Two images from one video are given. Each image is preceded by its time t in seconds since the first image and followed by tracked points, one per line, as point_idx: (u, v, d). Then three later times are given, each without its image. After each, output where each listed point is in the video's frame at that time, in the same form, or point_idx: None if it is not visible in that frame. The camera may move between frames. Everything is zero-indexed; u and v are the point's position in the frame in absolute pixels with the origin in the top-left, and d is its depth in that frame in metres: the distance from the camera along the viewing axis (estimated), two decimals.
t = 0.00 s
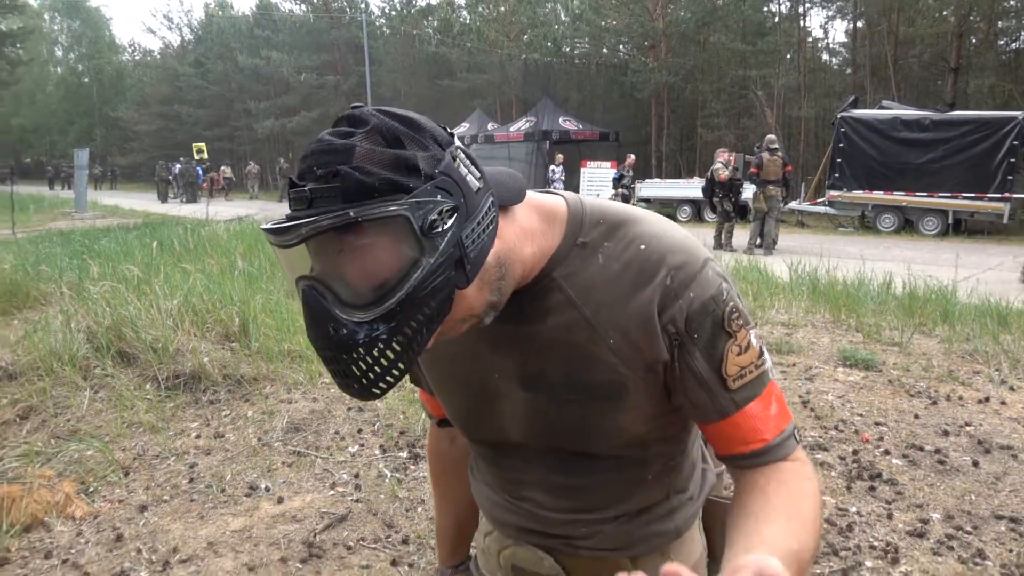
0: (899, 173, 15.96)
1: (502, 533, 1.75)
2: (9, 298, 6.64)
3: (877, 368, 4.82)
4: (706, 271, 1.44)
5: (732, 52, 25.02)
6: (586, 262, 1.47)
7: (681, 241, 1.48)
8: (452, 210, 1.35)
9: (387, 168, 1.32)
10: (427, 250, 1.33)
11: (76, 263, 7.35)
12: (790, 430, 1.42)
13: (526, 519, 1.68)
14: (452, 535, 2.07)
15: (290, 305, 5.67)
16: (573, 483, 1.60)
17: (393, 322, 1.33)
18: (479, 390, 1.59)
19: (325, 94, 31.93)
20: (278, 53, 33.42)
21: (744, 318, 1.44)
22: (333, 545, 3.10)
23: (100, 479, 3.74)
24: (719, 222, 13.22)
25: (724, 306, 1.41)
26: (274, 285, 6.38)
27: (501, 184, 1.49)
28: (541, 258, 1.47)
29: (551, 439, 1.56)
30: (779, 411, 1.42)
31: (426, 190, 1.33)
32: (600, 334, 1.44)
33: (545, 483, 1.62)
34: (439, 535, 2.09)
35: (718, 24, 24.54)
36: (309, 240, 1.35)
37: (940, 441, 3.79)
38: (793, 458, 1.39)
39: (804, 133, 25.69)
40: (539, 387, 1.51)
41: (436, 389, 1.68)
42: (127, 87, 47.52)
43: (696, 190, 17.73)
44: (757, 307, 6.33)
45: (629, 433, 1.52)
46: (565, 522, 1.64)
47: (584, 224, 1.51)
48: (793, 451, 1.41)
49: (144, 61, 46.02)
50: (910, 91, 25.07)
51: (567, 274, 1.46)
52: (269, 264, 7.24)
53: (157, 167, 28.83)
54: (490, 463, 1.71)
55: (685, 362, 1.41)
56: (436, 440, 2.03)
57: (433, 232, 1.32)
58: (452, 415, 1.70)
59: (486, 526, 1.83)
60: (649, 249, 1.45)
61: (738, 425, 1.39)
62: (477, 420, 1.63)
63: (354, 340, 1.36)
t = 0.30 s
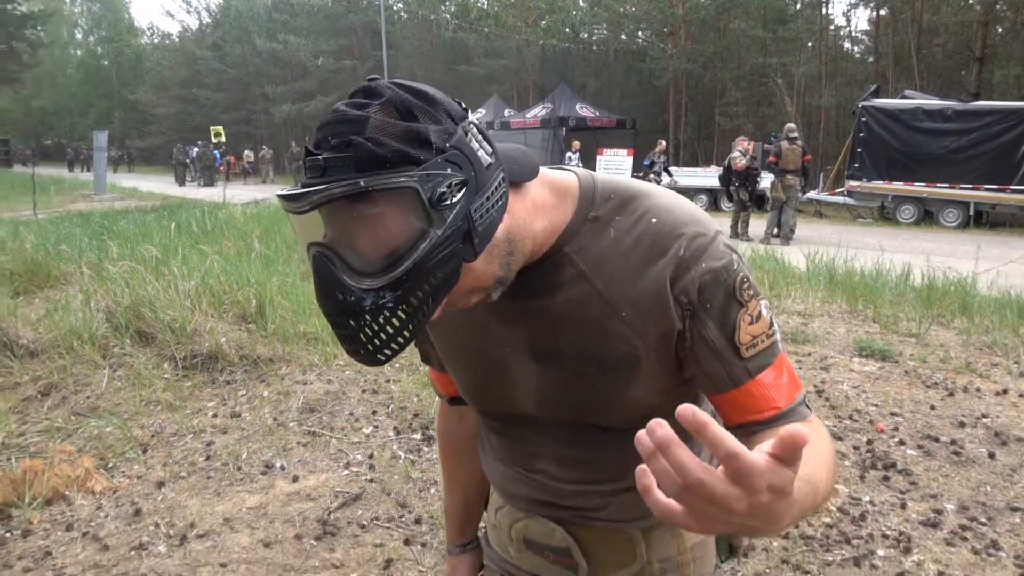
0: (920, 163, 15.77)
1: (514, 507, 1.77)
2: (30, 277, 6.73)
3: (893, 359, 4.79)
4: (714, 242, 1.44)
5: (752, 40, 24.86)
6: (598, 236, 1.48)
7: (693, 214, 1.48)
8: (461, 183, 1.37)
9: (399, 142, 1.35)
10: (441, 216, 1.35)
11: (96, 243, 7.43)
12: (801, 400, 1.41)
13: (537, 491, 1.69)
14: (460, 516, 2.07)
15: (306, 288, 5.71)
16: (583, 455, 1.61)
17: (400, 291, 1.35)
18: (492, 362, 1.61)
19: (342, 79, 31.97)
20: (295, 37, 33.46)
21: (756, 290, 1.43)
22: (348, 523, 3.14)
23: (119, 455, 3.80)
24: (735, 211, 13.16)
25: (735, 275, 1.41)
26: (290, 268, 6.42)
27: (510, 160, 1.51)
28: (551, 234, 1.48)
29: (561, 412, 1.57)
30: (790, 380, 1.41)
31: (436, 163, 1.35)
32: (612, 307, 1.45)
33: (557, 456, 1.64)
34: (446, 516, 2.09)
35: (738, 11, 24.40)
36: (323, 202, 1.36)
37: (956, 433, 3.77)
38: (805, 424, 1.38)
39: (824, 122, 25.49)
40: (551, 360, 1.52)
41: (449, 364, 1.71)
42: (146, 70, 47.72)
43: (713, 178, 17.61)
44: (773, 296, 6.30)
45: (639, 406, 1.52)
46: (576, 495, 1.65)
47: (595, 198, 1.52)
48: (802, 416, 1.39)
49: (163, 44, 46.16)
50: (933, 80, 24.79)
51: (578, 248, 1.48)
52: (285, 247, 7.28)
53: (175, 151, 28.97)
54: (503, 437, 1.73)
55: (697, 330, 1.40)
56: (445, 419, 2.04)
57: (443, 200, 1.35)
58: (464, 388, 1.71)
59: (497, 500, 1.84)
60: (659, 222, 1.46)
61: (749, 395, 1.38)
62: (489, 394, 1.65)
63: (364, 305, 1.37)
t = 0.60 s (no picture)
0: (932, 148, 15.62)
1: (516, 483, 1.68)
2: (43, 266, 6.77)
3: (904, 344, 4.78)
4: (733, 211, 1.42)
5: (762, 24, 24.70)
6: (619, 200, 1.44)
7: (712, 184, 1.45)
8: (519, 81, 1.37)
9: (464, 32, 1.37)
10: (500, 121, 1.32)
11: (107, 232, 7.47)
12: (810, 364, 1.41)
13: (543, 463, 1.62)
14: (467, 489, 2.01)
15: (315, 276, 5.75)
16: (595, 426, 1.54)
17: (452, 167, 1.29)
18: (505, 327, 1.56)
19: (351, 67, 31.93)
20: (303, 24, 33.42)
21: (772, 262, 1.43)
22: (359, 507, 3.16)
23: (133, 441, 3.84)
24: (744, 197, 13.09)
25: (755, 244, 1.40)
26: (299, 256, 6.45)
27: (555, 111, 1.51)
28: (576, 190, 1.44)
29: (571, 378, 1.52)
30: (801, 349, 1.40)
31: (498, 55, 1.36)
32: (632, 270, 1.41)
33: (564, 425, 1.57)
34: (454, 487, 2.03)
35: None
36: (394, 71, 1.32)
37: (967, 417, 3.76)
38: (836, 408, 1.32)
39: (834, 107, 25.34)
40: (566, 323, 1.48)
41: (463, 327, 1.65)
42: (155, 59, 47.80)
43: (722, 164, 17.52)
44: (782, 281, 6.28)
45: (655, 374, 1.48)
46: (581, 468, 1.57)
47: (618, 162, 1.47)
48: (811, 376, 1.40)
49: (171, 33, 46.22)
50: (945, 63, 24.59)
51: (600, 211, 1.44)
52: (295, 236, 7.31)
53: (184, 140, 29.02)
54: (510, 406, 1.66)
55: (717, 296, 1.38)
56: (452, 394, 1.96)
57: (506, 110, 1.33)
58: (475, 357, 1.66)
59: (499, 477, 1.75)
60: (682, 189, 1.43)
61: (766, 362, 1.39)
62: (502, 358, 1.60)
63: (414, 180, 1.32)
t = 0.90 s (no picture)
0: (940, 142, 15.56)
1: (509, 488, 1.55)
2: (51, 263, 6.81)
3: (910, 341, 4.76)
4: (753, 224, 1.36)
5: (769, 19, 24.62)
6: (641, 189, 1.36)
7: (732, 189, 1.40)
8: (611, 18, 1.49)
9: None
10: None
11: (115, 230, 7.51)
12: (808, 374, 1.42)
13: (538, 465, 1.48)
14: (462, 489, 1.89)
15: (321, 273, 5.78)
16: (599, 426, 1.42)
17: None
18: (509, 309, 1.45)
19: (357, 64, 31.96)
20: (310, 22, 33.46)
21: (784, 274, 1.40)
22: (364, 504, 3.18)
23: (140, 438, 3.86)
24: (751, 193, 13.06)
25: (770, 254, 1.37)
26: (305, 254, 6.47)
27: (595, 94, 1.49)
28: (604, 164, 1.39)
29: (576, 369, 1.40)
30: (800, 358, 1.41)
31: None
32: (649, 259, 1.33)
33: (562, 421, 1.45)
34: (448, 488, 1.91)
35: None
36: None
37: (973, 414, 3.75)
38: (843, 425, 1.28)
39: (842, 102, 25.22)
40: (575, 309, 1.38)
41: (463, 311, 1.54)
42: (162, 58, 47.93)
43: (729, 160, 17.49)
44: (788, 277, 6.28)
45: (666, 374, 1.38)
46: (579, 469, 1.44)
47: (642, 156, 1.40)
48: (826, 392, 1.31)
49: (178, 31, 46.44)
50: (953, 57, 24.44)
51: (621, 198, 1.36)
52: (301, 233, 7.32)
53: (191, 138, 29.08)
54: (506, 400, 1.54)
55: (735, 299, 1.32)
56: (449, 390, 1.83)
57: None
58: (475, 348, 1.55)
59: (493, 484, 1.61)
60: (705, 187, 1.35)
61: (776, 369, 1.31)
62: (502, 346, 1.48)
63: None
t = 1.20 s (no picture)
0: (939, 154, 15.60)
1: (500, 505, 1.54)
2: (50, 266, 6.81)
3: (907, 353, 4.77)
4: (768, 249, 1.38)
5: (770, 29, 24.68)
6: (656, 204, 1.38)
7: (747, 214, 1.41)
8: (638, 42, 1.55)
9: None
10: (635, 8, 1.41)
11: (114, 233, 7.53)
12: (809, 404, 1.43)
13: (533, 477, 1.48)
14: (449, 512, 1.87)
15: (319, 279, 5.79)
16: (596, 440, 1.42)
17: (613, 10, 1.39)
18: (516, 317, 1.45)
19: (358, 69, 31.98)
20: (312, 27, 33.53)
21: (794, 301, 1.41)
22: (359, 513, 3.17)
23: (136, 444, 3.86)
24: (750, 203, 13.09)
25: (783, 278, 1.38)
26: (304, 259, 6.48)
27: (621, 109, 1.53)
28: (624, 176, 1.41)
29: (580, 381, 1.40)
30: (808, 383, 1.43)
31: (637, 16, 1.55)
32: (661, 272, 1.34)
33: (561, 434, 1.44)
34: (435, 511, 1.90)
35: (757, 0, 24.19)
36: None
37: (969, 427, 3.75)
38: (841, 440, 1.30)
39: (842, 112, 25.27)
40: (584, 319, 1.38)
41: (468, 317, 1.54)
42: (163, 62, 47.97)
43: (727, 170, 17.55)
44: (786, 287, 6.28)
45: (671, 390, 1.38)
46: (573, 485, 1.43)
47: (660, 173, 1.43)
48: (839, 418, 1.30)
49: (181, 34, 46.59)
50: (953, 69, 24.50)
51: (638, 212, 1.38)
52: (300, 239, 7.32)
53: (192, 142, 29.09)
54: (505, 411, 1.53)
55: (744, 318, 1.34)
56: (445, 402, 1.80)
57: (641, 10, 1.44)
58: (477, 357, 1.55)
59: (483, 502, 1.60)
60: (721, 209, 1.37)
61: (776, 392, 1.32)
62: (507, 354, 1.48)
63: None
